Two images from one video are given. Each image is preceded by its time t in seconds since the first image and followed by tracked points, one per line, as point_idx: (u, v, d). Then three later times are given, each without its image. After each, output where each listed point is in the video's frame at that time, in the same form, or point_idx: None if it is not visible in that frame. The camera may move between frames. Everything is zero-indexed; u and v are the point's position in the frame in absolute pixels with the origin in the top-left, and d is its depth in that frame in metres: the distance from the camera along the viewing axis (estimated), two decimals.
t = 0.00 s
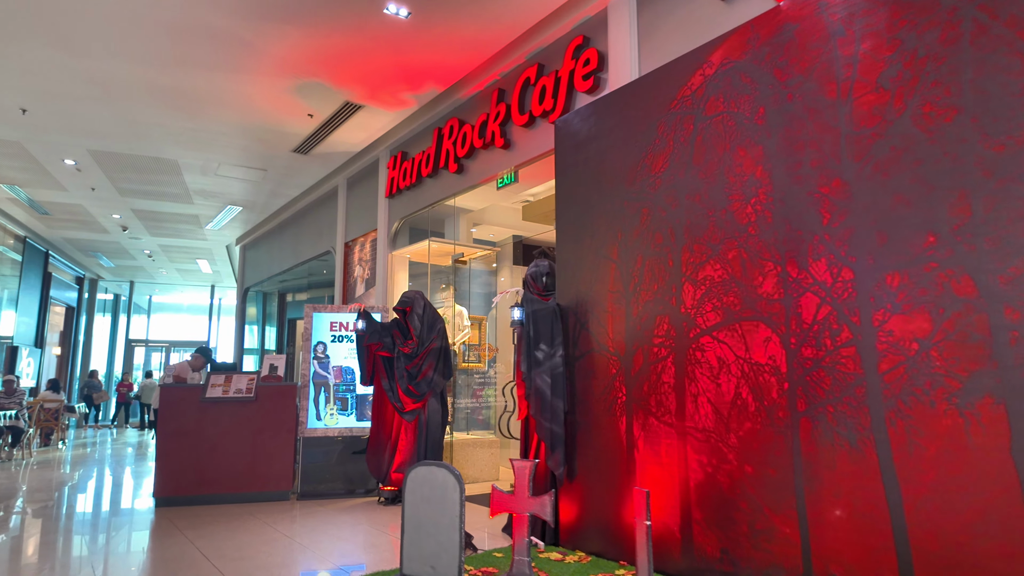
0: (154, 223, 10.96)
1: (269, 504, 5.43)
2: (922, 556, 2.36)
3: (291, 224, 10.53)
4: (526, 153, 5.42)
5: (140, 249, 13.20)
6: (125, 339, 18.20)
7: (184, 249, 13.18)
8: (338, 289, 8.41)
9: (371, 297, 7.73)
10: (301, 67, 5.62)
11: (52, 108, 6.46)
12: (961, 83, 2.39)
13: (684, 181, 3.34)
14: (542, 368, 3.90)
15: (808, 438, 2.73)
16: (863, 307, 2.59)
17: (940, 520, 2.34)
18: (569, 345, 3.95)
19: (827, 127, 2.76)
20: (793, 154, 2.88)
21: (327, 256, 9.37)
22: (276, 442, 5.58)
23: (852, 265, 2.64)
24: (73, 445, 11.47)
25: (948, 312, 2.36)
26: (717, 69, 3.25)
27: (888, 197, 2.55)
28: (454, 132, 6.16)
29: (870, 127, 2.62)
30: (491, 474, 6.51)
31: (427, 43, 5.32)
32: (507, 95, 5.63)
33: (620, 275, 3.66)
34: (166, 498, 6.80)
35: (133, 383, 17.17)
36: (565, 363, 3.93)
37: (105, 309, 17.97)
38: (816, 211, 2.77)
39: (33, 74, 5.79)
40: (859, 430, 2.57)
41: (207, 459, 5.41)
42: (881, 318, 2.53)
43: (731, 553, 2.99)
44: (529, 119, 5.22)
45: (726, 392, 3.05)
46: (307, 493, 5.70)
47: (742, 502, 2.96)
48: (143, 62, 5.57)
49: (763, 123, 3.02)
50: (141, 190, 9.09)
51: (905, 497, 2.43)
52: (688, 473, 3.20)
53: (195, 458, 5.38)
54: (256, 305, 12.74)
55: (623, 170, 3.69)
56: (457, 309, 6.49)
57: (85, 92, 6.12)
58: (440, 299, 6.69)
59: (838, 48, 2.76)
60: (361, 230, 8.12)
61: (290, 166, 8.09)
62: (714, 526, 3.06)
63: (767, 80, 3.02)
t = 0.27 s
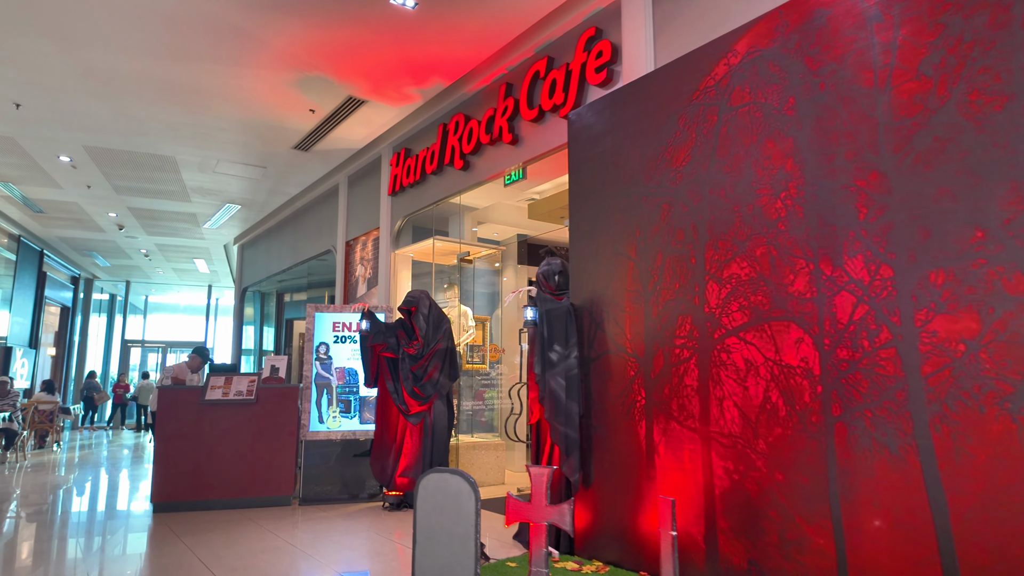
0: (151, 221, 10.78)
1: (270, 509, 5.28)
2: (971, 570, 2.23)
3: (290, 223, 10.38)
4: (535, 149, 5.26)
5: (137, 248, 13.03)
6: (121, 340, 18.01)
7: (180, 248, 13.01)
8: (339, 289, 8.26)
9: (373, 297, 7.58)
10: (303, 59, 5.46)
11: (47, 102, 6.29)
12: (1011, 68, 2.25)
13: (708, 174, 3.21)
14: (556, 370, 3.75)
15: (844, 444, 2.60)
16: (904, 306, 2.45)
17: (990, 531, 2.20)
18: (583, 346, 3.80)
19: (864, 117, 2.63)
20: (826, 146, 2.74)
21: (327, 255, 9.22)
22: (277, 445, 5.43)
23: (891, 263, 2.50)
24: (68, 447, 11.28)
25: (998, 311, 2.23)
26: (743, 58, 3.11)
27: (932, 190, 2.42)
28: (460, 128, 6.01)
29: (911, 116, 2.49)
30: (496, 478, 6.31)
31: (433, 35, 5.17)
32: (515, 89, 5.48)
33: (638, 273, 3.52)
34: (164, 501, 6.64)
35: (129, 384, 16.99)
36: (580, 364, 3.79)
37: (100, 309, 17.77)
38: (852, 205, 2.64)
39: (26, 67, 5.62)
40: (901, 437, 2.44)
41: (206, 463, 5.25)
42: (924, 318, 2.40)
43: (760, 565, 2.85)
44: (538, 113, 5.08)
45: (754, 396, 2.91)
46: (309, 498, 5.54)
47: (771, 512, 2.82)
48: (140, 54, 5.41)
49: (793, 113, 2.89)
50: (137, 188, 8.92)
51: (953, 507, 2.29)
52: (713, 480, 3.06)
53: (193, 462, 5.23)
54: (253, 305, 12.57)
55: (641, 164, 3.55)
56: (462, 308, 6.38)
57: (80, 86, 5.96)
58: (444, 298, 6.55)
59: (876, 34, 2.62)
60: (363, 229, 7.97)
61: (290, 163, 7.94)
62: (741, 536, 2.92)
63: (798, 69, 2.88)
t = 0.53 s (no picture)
0: (151, 221, 10.65)
1: (274, 514, 5.14)
2: None
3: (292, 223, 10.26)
4: (547, 145, 5.14)
5: (137, 249, 12.90)
6: (120, 341, 17.85)
7: (181, 248, 12.88)
8: (343, 289, 8.13)
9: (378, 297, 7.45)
10: (309, 54, 5.34)
11: (46, 98, 6.16)
12: None
13: (734, 168, 3.08)
14: (573, 371, 3.62)
15: (884, 449, 2.48)
16: (950, 303, 2.33)
17: None
18: (601, 347, 3.67)
19: (905, 105, 2.51)
20: (863, 136, 2.62)
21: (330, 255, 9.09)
22: (281, 448, 5.30)
23: (935, 258, 2.38)
24: (66, 450, 11.13)
25: None
26: (771, 46, 2.99)
27: (980, 181, 2.29)
28: (468, 125, 5.89)
29: (956, 104, 2.37)
30: (505, 482, 6.17)
31: (442, 28, 5.04)
32: (525, 84, 5.36)
33: (659, 271, 3.39)
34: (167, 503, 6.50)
35: (128, 386, 16.84)
36: (597, 365, 3.65)
37: (99, 311, 17.62)
38: (892, 197, 2.51)
39: (25, 62, 5.49)
40: (946, 441, 2.32)
41: (208, 467, 5.12)
42: (972, 316, 2.28)
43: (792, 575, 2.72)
44: (550, 108, 4.95)
45: (786, 398, 2.79)
46: (314, 503, 5.41)
47: (805, 519, 2.69)
48: (142, 48, 5.28)
49: (826, 103, 2.76)
50: (138, 186, 8.79)
51: (1004, 516, 2.17)
52: (741, 485, 2.93)
53: (195, 466, 5.09)
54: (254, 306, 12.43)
55: (663, 157, 3.43)
56: (469, 308, 6.26)
57: (80, 81, 5.83)
58: (449, 297, 6.40)
59: (917, 18, 2.50)
60: (367, 228, 7.84)
61: (293, 161, 7.81)
62: (772, 545, 2.80)
63: (831, 56, 2.76)
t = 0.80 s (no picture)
0: (150, 220, 10.51)
1: (279, 519, 5.01)
2: None
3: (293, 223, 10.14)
4: (559, 142, 5.03)
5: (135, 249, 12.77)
6: (117, 342, 17.68)
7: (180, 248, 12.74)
8: (347, 289, 8.01)
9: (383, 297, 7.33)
10: (315, 48, 5.22)
11: (45, 94, 6.03)
12: None
13: (764, 162, 2.98)
14: (593, 372, 3.49)
15: (928, 455, 2.37)
16: (1000, 302, 2.22)
17: None
18: (621, 348, 3.55)
19: (949, 95, 2.40)
20: (903, 128, 2.51)
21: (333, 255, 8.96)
22: (287, 452, 5.18)
23: (984, 254, 2.27)
24: (63, 452, 10.98)
25: None
26: (803, 36, 2.88)
27: None
28: (477, 121, 5.77)
29: (1005, 93, 2.26)
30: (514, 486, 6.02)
31: (452, 22, 4.93)
32: (536, 80, 5.25)
33: (682, 269, 3.28)
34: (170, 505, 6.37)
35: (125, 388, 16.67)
36: (617, 367, 3.53)
37: (97, 312, 17.45)
38: (936, 191, 2.40)
39: (23, 55, 5.36)
40: (997, 446, 2.21)
41: (211, 471, 4.99)
42: None
43: None
44: (563, 103, 4.84)
45: (821, 401, 2.68)
46: (320, 507, 5.28)
47: (842, 527, 2.58)
48: (144, 42, 5.16)
49: (863, 94, 2.66)
50: (137, 185, 8.66)
51: None
52: (771, 492, 2.82)
53: (197, 470, 4.96)
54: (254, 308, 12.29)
55: (686, 152, 3.32)
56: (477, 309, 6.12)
57: (80, 76, 5.71)
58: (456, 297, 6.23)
59: (961, 5, 2.39)
60: (371, 227, 7.72)
61: (296, 159, 7.69)
62: (806, 554, 2.68)
63: (868, 45, 2.65)
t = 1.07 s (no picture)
0: (145, 219, 10.35)
1: (281, 525, 4.88)
2: None
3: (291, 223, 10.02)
4: (568, 139, 4.93)
5: (130, 249, 12.60)
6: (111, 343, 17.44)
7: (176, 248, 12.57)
8: (347, 289, 7.88)
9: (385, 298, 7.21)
10: (319, 42, 5.10)
11: (41, 89, 5.89)
12: None
13: (791, 158, 2.89)
14: (609, 374, 3.39)
15: (968, 461, 2.27)
16: None
17: None
18: (638, 349, 3.45)
19: (990, 87, 2.31)
20: (941, 122, 2.42)
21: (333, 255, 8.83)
22: (288, 456, 5.05)
23: None
24: (56, 455, 10.78)
25: None
26: (832, 27, 2.79)
27: None
28: (483, 119, 5.67)
29: None
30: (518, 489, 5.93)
31: (460, 17, 4.83)
32: (545, 76, 5.16)
33: (704, 268, 3.18)
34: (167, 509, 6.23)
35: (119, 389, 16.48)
36: (634, 368, 3.43)
37: (90, 313, 17.21)
38: (976, 187, 2.32)
39: (18, 49, 5.22)
40: None
41: (210, 475, 4.85)
42: None
43: None
44: (573, 100, 4.75)
45: (852, 404, 2.58)
46: (323, 512, 5.15)
47: (875, 535, 2.48)
48: (143, 36, 5.03)
49: (897, 86, 2.57)
50: (133, 183, 8.50)
51: None
52: (799, 498, 2.72)
53: (197, 475, 4.82)
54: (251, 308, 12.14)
55: (707, 148, 3.22)
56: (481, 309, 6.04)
57: (76, 71, 5.57)
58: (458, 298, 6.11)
59: None
60: (373, 226, 7.60)
61: (296, 157, 7.56)
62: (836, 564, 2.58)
63: (902, 36, 2.56)
